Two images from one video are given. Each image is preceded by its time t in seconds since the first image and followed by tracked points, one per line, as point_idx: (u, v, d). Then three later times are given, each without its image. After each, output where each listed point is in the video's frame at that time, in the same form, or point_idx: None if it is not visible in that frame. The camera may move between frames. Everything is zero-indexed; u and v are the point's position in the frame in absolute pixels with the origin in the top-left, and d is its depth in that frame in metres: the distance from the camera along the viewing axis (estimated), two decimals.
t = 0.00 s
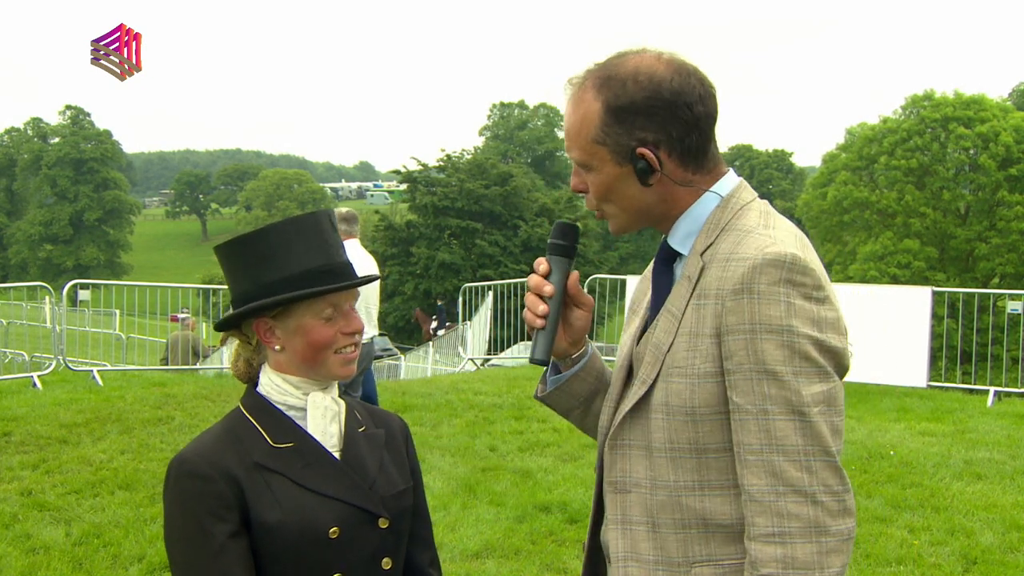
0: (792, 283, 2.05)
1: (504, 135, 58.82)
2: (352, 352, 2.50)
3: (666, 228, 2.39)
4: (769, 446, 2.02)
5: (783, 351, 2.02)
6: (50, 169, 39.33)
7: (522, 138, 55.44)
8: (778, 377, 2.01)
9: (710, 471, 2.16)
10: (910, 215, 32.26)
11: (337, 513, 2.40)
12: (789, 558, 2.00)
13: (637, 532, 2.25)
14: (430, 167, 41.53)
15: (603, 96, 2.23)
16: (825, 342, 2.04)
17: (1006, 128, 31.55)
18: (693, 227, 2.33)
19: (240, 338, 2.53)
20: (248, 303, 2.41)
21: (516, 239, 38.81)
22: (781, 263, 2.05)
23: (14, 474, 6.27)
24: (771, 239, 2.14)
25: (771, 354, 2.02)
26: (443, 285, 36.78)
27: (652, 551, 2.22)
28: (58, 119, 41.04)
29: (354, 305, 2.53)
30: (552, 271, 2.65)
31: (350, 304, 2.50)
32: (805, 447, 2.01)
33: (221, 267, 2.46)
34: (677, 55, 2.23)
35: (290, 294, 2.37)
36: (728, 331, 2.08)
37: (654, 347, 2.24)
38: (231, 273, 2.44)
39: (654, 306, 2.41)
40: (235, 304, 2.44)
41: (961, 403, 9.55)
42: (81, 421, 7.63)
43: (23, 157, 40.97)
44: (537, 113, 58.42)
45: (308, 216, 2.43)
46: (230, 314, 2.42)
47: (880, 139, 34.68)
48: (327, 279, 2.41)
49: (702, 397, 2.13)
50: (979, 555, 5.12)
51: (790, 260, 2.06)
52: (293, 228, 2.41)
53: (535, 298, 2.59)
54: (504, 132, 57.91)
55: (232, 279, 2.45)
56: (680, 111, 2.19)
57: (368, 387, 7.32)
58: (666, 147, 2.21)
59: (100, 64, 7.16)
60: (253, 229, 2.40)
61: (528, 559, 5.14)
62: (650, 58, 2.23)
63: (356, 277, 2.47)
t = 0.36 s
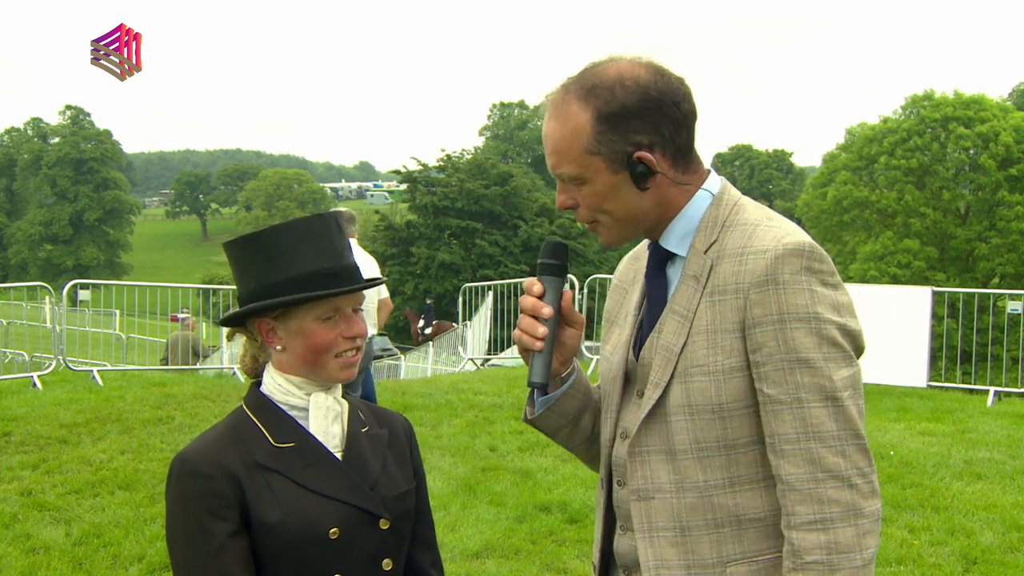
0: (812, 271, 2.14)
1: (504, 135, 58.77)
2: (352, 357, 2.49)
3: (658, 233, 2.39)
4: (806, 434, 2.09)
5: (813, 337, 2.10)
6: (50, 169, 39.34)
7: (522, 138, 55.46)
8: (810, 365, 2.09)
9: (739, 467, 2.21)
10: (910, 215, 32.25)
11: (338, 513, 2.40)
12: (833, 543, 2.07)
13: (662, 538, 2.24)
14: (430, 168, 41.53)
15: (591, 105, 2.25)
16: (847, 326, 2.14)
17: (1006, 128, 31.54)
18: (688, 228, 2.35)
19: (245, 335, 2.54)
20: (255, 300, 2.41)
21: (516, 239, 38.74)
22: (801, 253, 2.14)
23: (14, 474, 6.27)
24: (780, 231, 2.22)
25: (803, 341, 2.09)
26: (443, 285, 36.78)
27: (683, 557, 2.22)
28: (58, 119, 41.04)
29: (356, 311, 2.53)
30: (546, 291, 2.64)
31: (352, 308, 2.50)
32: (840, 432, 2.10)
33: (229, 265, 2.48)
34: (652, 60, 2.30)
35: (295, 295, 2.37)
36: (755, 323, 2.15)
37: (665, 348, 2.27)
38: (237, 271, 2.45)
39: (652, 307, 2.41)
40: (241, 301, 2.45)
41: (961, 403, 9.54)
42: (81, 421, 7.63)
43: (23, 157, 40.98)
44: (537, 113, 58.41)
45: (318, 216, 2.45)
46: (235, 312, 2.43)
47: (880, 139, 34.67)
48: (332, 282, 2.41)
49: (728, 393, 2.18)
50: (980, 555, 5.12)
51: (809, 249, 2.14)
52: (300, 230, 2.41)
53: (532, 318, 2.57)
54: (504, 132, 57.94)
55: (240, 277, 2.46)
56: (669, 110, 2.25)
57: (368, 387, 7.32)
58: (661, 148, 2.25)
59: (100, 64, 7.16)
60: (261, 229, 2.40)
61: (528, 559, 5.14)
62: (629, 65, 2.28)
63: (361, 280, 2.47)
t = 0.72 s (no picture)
0: (809, 270, 2.14)
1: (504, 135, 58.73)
2: (355, 360, 2.48)
3: (646, 242, 2.39)
4: (815, 434, 2.10)
5: (816, 336, 2.10)
6: (50, 169, 39.35)
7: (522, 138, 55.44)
8: (815, 364, 2.09)
9: (749, 469, 2.22)
10: (910, 215, 32.24)
11: (340, 515, 2.40)
12: (848, 539, 2.08)
13: (675, 546, 2.24)
14: (430, 168, 41.54)
15: (562, 124, 2.23)
16: (847, 321, 2.15)
17: (1006, 128, 31.55)
18: (677, 234, 2.34)
19: (251, 331, 2.55)
20: (258, 299, 2.42)
21: (516, 239, 38.68)
22: (799, 252, 2.14)
23: (14, 474, 6.27)
24: (774, 232, 2.23)
25: (807, 341, 2.09)
26: (443, 285, 36.80)
27: (699, 564, 2.23)
28: (59, 119, 41.05)
29: (361, 314, 2.53)
30: (546, 308, 2.61)
31: (357, 311, 2.49)
32: (849, 429, 2.10)
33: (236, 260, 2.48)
34: (615, 70, 2.28)
35: (297, 296, 2.37)
36: (758, 327, 2.15)
37: (665, 356, 2.27)
38: (241, 270, 2.46)
39: (647, 314, 2.41)
40: (247, 299, 2.46)
41: (961, 403, 9.54)
42: (81, 421, 7.63)
43: (24, 157, 40.92)
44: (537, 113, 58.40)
45: (324, 219, 2.44)
46: (236, 313, 2.44)
47: (880, 139, 34.65)
48: (336, 284, 2.41)
49: (734, 398, 2.19)
50: (980, 555, 5.12)
51: (804, 248, 2.15)
52: (305, 231, 2.41)
53: (533, 337, 2.55)
54: (504, 132, 57.90)
55: (247, 273, 2.46)
56: (641, 119, 2.23)
57: (369, 386, 7.32)
58: (637, 158, 2.23)
59: (100, 64, 7.16)
60: (264, 228, 2.41)
61: (528, 559, 5.14)
62: (593, 79, 2.26)
63: (367, 283, 2.47)
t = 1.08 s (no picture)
0: (812, 269, 2.15)
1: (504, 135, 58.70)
2: (353, 361, 2.48)
3: (644, 247, 2.39)
4: (824, 432, 2.10)
5: (822, 335, 2.10)
6: (50, 169, 39.36)
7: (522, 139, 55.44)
8: (822, 362, 2.09)
9: (758, 469, 2.23)
10: (910, 215, 32.24)
11: (339, 516, 2.40)
12: (859, 537, 2.09)
13: (685, 550, 2.24)
14: (429, 168, 41.53)
15: (558, 136, 2.22)
16: (851, 319, 2.15)
17: (1006, 128, 31.55)
18: (676, 237, 2.34)
19: (250, 331, 2.54)
20: (258, 299, 2.43)
21: (515, 239, 38.66)
22: (802, 252, 2.15)
23: (14, 474, 6.27)
24: (777, 232, 2.23)
25: (813, 340, 2.10)
26: (443, 285, 36.81)
27: (710, 566, 2.24)
28: (58, 119, 41.05)
29: (359, 316, 2.53)
30: (543, 316, 2.59)
31: (355, 313, 2.49)
32: (856, 426, 2.11)
33: (235, 260, 2.48)
34: (610, 79, 2.27)
35: (297, 297, 2.37)
36: (764, 328, 2.15)
37: (669, 360, 2.26)
38: (241, 272, 2.46)
39: (649, 318, 2.41)
40: (247, 299, 2.46)
41: (961, 404, 9.54)
42: (81, 420, 7.63)
43: (24, 157, 40.84)
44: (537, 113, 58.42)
45: (325, 221, 2.44)
46: (235, 314, 2.44)
47: (880, 139, 34.64)
48: (335, 285, 2.41)
49: (742, 400, 2.20)
50: (980, 555, 5.12)
51: (807, 247, 2.15)
52: (304, 232, 2.41)
53: (530, 347, 2.54)
54: (504, 133, 57.89)
55: (247, 274, 2.46)
56: (637, 126, 2.23)
57: (369, 387, 7.32)
58: (635, 167, 2.23)
59: (100, 64, 7.15)
60: (264, 227, 2.41)
61: (528, 559, 5.14)
62: (589, 88, 2.25)
63: (366, 285, 2.47)
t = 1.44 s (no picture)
0: (818, 269, 2.15)
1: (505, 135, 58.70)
2: (351, 362, 2.48)
3: (646, 248, 2.38)
4: (832, 431, 2.11)
5: (828, 334, 2.11)
6: (50, 169, 39.37)
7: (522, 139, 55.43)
8: (829, 362, 2.10)
9: (763, 469, 2.23)
10: (910, 215, 32.24)
11: (338, 516, 2.40)
12: (866, 535, 2.10)
13: (691, 551, 2.24)
14: (429, 168, 41.53)
15: (564, 137, 2.21)
16: (856, 318, 2.16)
17: (1006, 128, 31.56)
18: (678, 238, 2.35)
19: (246, 332, 2.54)
20: (256, 299, 2.42)
21: (515, 239, 38.65)
22: (807, 252, 2.16)
23: (14, 474, 6.27)
24: (781, 232, 2.24)
25: (820, 340, 2.10)
26: (443, 285, 36.82)
27: (716, 567, 2.24)
28: (58, 119, 41.05)
29: (356, 316, 2.53)
30: (544, 316, 2.59)
31: (352, 313, 2.49)
32: (863, 425, 2.12)
33: (232, 262, 2.48)
34: (614, 78, 2.27)
35: (296, 297, 2.37)
36: (770, 328, 2.15)
37: (672, 361, 2.26)
38: (237, 273, 2.47)
39: (651, 320, 2.41)
40: (243, 299, 2.46)
41: (961, 404, 9.54)
42: (81, 421, 7.63)
43: (24, 157, 40.83)
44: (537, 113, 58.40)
45: (324, 219, 2.44)
46: (232, 313, 2.45)
47: (880, 139, 34.63)
48: (332, 285, 2.41)
49: (748, 400, 2.20)
50: (980, 555, 5.12)
51: (812, 248, 2.16)
52: (302, 232, 2.41)
53: (532, 346, 2.54)
54: (504, 132, 57.89)
55: (244, 274, 2.46)
56: (641, 127, 2.22)
57: (369, 387, 7.33)
58: (640, 168, 2.23)
59: (100, 64, 7.15)
60: (262, 228, 2.41)
61: (528, 559, 5.14)
62: (593, 88, 2.25)
63: (362, 286, 2.47)
